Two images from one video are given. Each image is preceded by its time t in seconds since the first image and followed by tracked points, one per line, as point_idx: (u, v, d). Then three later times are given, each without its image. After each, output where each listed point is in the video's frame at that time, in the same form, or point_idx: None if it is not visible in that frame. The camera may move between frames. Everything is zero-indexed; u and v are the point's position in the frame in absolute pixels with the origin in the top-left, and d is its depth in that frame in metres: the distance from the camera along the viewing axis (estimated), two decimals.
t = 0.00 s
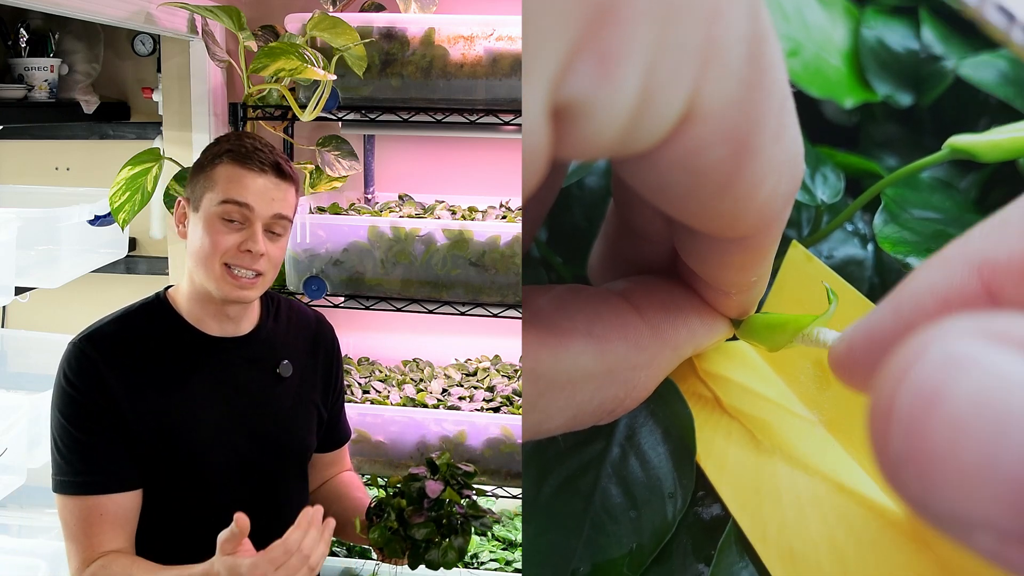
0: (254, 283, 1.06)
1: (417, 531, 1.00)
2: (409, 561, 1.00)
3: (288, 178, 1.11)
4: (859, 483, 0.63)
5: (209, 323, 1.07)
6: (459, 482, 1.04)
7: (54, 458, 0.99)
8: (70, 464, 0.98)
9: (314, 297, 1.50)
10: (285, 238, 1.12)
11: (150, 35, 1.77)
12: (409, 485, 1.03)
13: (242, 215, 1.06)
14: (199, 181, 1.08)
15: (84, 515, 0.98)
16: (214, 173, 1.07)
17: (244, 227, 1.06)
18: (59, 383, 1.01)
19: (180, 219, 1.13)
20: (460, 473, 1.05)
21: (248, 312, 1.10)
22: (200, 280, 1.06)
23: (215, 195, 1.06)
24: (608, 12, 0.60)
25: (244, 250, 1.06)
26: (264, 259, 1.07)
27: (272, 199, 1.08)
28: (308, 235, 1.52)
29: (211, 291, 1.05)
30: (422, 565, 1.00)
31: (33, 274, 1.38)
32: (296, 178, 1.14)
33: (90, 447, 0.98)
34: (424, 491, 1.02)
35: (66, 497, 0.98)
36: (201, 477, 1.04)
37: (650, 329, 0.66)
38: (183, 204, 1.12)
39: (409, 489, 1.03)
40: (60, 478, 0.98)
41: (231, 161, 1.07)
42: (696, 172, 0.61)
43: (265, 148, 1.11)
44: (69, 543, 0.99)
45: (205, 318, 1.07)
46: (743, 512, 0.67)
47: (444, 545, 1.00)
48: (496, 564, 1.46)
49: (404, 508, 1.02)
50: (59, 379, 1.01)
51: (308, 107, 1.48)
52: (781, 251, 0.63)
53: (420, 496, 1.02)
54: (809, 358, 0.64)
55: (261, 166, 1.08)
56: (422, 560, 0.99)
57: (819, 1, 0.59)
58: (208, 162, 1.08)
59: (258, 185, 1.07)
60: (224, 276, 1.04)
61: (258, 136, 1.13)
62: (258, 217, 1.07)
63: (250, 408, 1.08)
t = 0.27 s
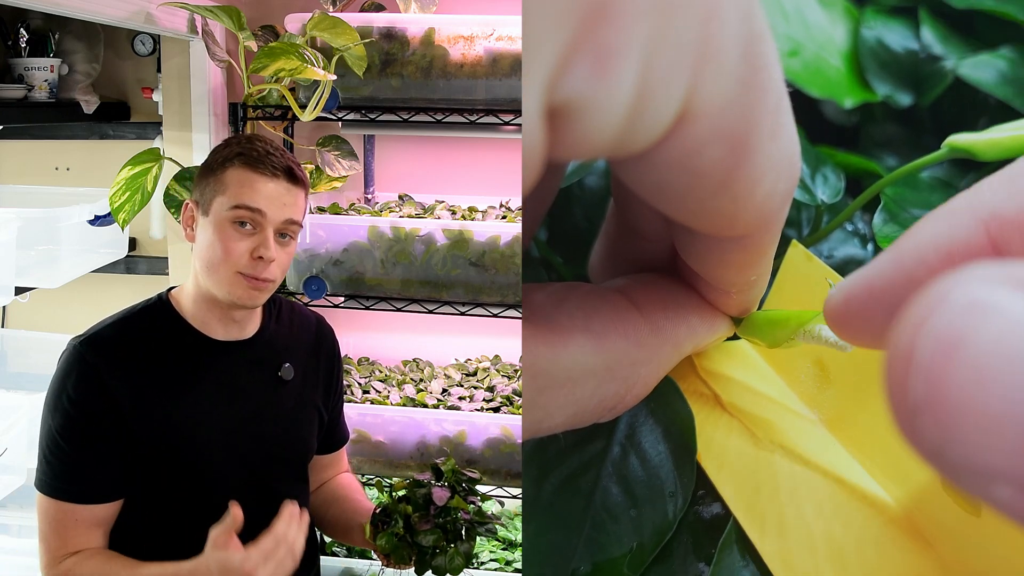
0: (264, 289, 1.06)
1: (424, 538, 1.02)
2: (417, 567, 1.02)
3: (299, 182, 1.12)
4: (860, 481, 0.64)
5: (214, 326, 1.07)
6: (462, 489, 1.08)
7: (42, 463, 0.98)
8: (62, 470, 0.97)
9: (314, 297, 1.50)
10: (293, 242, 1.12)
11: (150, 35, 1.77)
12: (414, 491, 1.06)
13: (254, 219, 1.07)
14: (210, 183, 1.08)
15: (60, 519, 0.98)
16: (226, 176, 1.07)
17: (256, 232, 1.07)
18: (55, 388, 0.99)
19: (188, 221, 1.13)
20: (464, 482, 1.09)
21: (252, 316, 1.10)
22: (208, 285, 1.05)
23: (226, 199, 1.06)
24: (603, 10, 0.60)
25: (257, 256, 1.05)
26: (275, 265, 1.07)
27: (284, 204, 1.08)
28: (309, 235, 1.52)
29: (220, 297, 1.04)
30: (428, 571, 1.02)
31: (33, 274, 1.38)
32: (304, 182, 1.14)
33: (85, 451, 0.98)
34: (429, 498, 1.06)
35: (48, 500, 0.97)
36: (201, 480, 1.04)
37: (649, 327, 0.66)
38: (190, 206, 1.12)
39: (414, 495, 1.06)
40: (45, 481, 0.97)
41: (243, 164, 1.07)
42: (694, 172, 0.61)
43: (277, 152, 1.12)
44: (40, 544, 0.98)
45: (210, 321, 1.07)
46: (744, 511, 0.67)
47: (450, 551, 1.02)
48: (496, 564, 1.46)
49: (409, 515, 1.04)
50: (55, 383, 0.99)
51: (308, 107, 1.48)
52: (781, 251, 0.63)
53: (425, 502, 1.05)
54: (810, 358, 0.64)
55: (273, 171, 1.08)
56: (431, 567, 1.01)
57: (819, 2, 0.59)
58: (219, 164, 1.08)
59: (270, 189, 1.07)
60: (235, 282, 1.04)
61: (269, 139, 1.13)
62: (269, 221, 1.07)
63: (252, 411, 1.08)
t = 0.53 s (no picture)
0: (259, 289, 1.06)
1: (422, 538, 1.01)
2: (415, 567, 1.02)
3: (293, 182, 1.12)
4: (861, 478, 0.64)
5: (211, 327, 1.07)
6: (461, 488, 1.08)
7: (42, 467, 0.98)
8: (63, 473, 0.97)
9: (314, 297, 1.50)
10: (290, 241, 1.12)
11: (150, 35, 1.77)
12: (411, 491, 1.05)
13: (248, 219, 1.06)
14: (204, 184, 1.08)
15: (59, 522, 0.98)
16: (219, 177, 1.07)
17: (251, 232, 1.07)
18: (53, 390, 0.99)
19: (184, 223, 1.13)
20: (462, 481, 1.09)
21: (249, 316, 1.10)
22: (204, 286, 1.05)
23: (220, 200, 1.06)
24: (594, 9, 0.60)
25: (251, 256, 1.05)
26: (270, 265, 1.07)
27: (277, 204, 1.08)
28: (309, 235, 1.52)
29: (215, 298, 1.04)
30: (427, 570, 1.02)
31: (33, 274, 1.38)
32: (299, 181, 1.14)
33: (85, 453, 0.98)
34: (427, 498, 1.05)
35: (48, 504, 0.98)
36: (201, 480, 1.04)
37: (647, 320, 0.66)
38: (184, 207, 1.12)
39: (412, 495, 1.05)
40: (45, 484, 0.98)
41: (238, 165, 1.07)
42: (687, 173, 0.61)
43: (271, 152, 1.11)
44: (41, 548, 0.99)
45: (207, 322, 1.07)
46: (746, 509, 0.67)
47: (448, 551, 1.02)
48: (496, 564, 1.46)
49: (407, 515, 1.03)
50: (53, 386, 1.00)
51: (308, 107, 1.48)
52: (785, 250, 0.63)
53: (423, 502, 1.05)
54: (811, 356, 0.64)
55: (267, 170, 1.08)
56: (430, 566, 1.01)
57: (819, 2, 0.59)
58: (215, 164, 1.08)
59: (263, 189, 1.07)
60: (230, 284, 1.04)
61: (263, 139, 1.13)
62: (264, 221, 1.07)
63: (251, 410, 1.08)
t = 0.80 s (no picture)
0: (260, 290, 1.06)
1: (421, 540, 1.01)
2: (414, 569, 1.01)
3: (291, 182, 1.12)
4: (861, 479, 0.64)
5: (210, 328, 1.08)
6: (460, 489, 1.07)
7: (42, 466, 0.98)
8: (62, 472, 0.97)
9: (314, 297, 1.50)
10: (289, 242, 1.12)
11: (150, 35, 1.77)
12: (410, 492, 1.04)
13: (247, 220, 1.06)
14: (201, 184, 1.08)
15: (56, 522, 0.98)
16: (218, 178, 1.07)
17: (249, 232, 1.07)
18: (53, 390, 1.00)
19: (182, 224, 1.13)
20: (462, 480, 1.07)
21: (249, 317, 1.10)
22: (204, 287, 1.05)
23: (218, 201, 1.06)
24: (588, 11, 0.60)
25: (250, 256, 1.06)
26: (269, 265, 1.07)
27: (276, 204, 1.08)
28: (309, 236, 1.52)
29: (214, 298, 1.04)
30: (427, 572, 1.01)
31: (33, 274, 1.38)
32: (298, 181, 1.14)
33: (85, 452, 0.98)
34: (426, 499, 1.04)
35: (46, 503, 0.98)
36: (200, 479, 1.04)
37: (644, 321, 0.66)
38: (184, 208, 1.12)
39: (411, 497, 1.04)
40: (43, 484, 0.98)
41: (236, 165, 1.07)
42: (681, 177, 0.61)
43: (268, 152, 1.11)
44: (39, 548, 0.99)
45: (206, 323, 1.07)
46: (746, 510, 0.67)
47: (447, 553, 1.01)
48: (496, 564, 1.46)
49: (406, 516, 1.03)
50: (52, 386, 1.00)
51: (308, 107, 1.48)
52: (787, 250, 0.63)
53: (423, 503, 1.04)
54: (811, 356, 0.64)
55: (265, 170, 1.08)
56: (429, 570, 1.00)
57: (819, 2, 0.59)
58: (212, 165, 1.08)
59: (262, 189, 1.07)
60: (229, 284, 1.04)
61: (261, 139, 1.14)
62: (263, 222, 1.07)
63: (250, 409, 1.08)
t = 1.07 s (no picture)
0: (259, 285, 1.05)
1: (432, 486, 0.96)
2: (427, 515, 0.97)
3: (290, 180, 1.12)
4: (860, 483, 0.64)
5: (212, 326, 1.08)
6: (469, 430, 0.96)
7: (40, 458, 0.99)
8: (61, 464, 0.98)
9: (314, 297, 1.50)
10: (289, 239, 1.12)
11: (150, 35, 1.77)
12: (418, 444, 0.97)
13: (247, 218, 1.06)
14: (201, 184, 1.08)
15: (52, 514, 0.98)
16: (218, 176, 1.07)
17: (249, 229, 1.07)
18: (53, 383, 1.00)
19: (182, 223, 1.13)
20: (470, 422, 0.97)
21: (249, 314, 1.10)
22: (205, 286, 1.05)
23: (217, 199, 1.06)
24: (596, 8, 0.60)
25: (250, 254, 1.05)
26: (270, 262, 1.07)
27: (276, 201, 1.08)
28: (309, 235, 1.52)
29: (216, 297, 1.04)
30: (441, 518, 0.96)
31: (33, 274, 1.38)
32: (297, 180, 1.14)
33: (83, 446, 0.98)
34: (435, 447, 0.97)
35: (42, 496, 0.98)
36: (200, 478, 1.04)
37: (647, 327, 0.66)
38: (184, 207, 1.12)
39: (420, 448, 0.97)
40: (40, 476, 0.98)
41: (236, 164, 1.07)
42: (692, 172, 0.61)
43: (268, 151, 1.12)
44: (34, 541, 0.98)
45: (207, 321, 1.07)
46: (746, 511, 0.67)
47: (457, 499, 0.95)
48: (496, 564, 1.46)
49: (416, 463, 0.98)
50: (52, 380, 1.00)
51: (308, 107, 1.48)
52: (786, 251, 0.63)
53: (432, 452, 0.97)
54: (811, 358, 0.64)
55: (263, 168, 1.08)
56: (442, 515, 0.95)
57: (819, 2, 0.59)
58: (211, 164, 1.08)
59: (260, 187, 1.07)
60: (231, 279, 1.04)
61: (262, 138, 1.14)
62: (261, 219, 1.07)
63: (250, 408, 1.08)
